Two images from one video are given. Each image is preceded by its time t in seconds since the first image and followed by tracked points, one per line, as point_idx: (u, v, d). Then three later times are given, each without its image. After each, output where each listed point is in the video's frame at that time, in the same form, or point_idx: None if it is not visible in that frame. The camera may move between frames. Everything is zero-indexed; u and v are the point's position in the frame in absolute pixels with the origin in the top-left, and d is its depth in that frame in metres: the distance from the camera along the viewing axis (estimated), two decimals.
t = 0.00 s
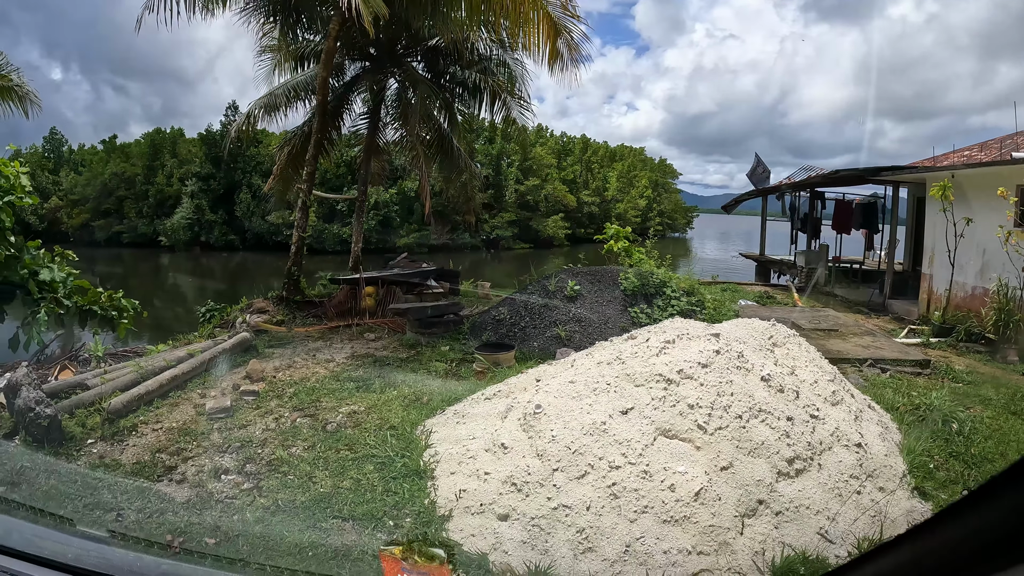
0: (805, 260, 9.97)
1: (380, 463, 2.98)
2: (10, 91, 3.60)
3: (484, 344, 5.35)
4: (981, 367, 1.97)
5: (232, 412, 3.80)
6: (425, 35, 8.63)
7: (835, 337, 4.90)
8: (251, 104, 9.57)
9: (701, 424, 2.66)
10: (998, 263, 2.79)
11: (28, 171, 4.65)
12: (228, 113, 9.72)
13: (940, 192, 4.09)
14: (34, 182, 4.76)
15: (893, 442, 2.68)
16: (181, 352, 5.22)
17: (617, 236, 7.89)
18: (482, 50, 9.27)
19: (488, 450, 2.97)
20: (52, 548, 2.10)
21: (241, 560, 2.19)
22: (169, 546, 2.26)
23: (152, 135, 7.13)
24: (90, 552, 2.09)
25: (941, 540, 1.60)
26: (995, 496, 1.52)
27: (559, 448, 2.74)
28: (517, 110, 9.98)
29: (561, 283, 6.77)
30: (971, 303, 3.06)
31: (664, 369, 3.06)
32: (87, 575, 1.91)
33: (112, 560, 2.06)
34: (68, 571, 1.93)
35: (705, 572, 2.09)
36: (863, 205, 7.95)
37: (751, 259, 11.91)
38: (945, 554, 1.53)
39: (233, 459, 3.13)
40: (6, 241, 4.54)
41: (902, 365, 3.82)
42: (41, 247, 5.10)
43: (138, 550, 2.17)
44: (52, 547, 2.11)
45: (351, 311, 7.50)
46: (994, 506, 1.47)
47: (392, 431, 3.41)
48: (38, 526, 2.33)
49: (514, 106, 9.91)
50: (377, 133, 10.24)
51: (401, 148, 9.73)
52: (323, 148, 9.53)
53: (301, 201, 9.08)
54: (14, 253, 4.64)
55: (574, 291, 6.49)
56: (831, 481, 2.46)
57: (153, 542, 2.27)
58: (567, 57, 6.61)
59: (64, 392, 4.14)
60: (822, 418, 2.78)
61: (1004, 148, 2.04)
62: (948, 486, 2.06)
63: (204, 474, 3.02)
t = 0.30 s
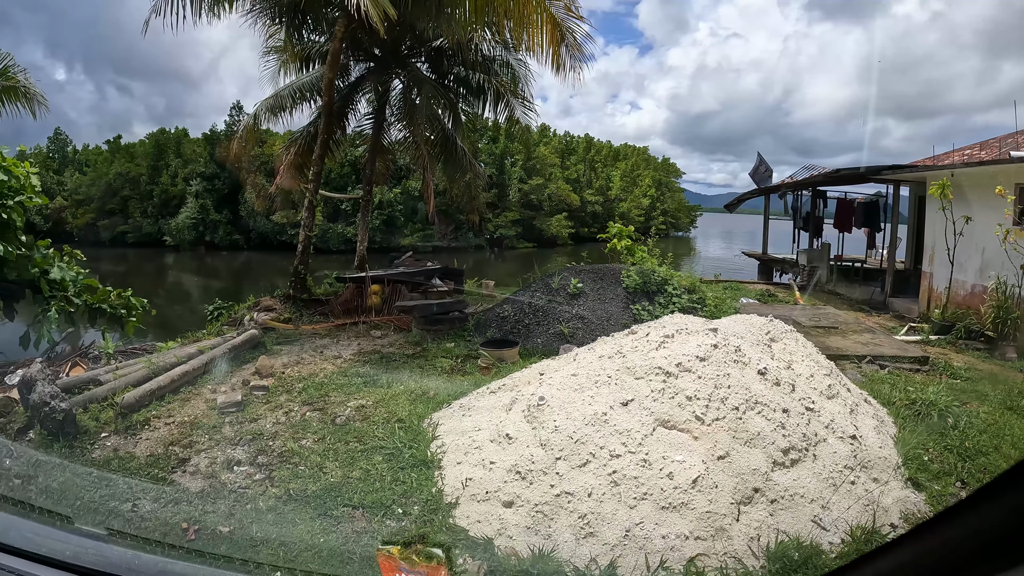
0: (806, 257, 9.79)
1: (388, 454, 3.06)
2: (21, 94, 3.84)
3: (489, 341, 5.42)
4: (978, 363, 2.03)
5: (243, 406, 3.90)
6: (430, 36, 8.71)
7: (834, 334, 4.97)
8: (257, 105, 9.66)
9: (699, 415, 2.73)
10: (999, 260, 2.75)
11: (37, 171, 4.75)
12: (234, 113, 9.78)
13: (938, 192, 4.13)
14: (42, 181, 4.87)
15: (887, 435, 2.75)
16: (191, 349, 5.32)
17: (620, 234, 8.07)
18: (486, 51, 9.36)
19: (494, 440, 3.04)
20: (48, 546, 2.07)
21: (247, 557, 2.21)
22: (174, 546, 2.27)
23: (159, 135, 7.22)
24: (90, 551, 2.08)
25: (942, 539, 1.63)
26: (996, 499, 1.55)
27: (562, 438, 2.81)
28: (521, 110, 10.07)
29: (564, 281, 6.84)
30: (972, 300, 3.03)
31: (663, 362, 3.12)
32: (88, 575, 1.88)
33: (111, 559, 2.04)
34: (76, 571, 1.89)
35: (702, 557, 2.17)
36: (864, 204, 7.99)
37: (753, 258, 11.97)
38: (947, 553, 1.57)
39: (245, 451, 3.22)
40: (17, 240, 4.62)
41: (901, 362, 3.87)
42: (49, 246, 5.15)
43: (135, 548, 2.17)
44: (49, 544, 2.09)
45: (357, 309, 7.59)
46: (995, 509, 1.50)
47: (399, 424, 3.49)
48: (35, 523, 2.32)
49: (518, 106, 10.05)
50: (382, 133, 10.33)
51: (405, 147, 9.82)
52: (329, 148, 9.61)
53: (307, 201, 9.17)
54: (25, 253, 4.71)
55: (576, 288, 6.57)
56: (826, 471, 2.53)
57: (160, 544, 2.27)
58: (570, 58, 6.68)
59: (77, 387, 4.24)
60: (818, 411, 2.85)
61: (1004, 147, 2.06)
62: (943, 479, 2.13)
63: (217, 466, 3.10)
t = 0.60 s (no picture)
0: (810, 257, 9.94)
1: (402, 443, 3.17)
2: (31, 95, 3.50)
3: (497, 336, 5.52)
4: (976, 359, 2.08)
5: (258, 399, 4.02)
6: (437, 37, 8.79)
7: (835, 331, 5.07)
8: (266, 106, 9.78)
9: (700, 404, 2.82)
10: (1000, 263, 2.65)
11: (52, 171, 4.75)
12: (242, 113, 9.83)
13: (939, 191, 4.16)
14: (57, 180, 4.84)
15: (883, 426, 2.85)
16: (205, 344, 5.45)
17: (625, 233, 8.15)
18: (492, 51, 9.46)
19: (504, 429, 3.14)
20: (47, 550, 2.02)
21: (263, 548, 2.28)
22: (175, 550, 2.19)
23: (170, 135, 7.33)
24: (78, 554, 2.02)
25: (937, 546, 1.52)
26: (987, 500, 1.43)
27: (570, 425, 2.90)
28: (526, 110, 10.19)
29: (569, 278, 6.95)
30: (971, 298, 3.09)
31: (666, 354, 3.22)
32: (80, 575, 1.87)
33: (100, 561, 2.00)
34: (42, 567, 1.90)
35: (703, 537, 2.25)
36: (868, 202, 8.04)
37: (757, 256, 12.03)
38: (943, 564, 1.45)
39: (262, 442, 3.34)
40: (32, 239, 4.67)
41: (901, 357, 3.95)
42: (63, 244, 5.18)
43: (125, 548, 2.13)
44: (42, 546, 2.05)
45: (367, 306, 7.67)
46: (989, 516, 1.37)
47: (412, 414, 3.60)
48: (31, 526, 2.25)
49: (523, 106, 10.17)
50: (389, 133, 10.45)
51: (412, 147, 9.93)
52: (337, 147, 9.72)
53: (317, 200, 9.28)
54: (38, 250, 4.71)
55: (582, 285, 6.67)
56: (824, 458, 2.62)
57: (156, 546, 2.19)
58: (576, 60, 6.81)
59: (96, 381, 4.38)
60: (816, 401, 2.94)
61: (1007, 144, 1.98)
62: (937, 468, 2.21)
63: (236, 455, 3.23)
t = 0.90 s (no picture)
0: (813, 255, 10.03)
1: (416, 432, 3.30)
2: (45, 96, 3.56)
3: (505, 331, 5.65)
4: (970, 353, 2.18)
5: (275, 392, 4.17)
6: (444, 39, 8.91)
7: (836, 328, 5.17)
8: (276, 106, 9.91)
9: (702, 394, 2.94)
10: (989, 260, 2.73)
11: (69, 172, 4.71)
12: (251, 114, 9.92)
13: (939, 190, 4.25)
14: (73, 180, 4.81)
15: (879, 417, 2.96)
16: (221, 339, 5.60)
17: (630, 232, 8.27)
18: (498, 52, 9.58)
19: (515, 417, 3.26)
20: (39, 553, 1.97)
21: (287, 532, 2.41)
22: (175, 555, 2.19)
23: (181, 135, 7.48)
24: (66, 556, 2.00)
25: (936, 545, 1.53)
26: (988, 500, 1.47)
27: (578, 414, 3.03)
28: (532, 110, 10.33)
29: (576, 275, 7.08)
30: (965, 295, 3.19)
31: (669, 346, 3.34)
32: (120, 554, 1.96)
33: (98, 564, 1.97)
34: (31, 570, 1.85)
35: (704, 518, 2.37)
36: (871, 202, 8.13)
37: (761, 255, 12.13)
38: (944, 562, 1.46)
39: (281, 432, 3.48)
40: (47, 237, 4.63)
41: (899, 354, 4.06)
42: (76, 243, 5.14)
43: (122, 552, 2.12)
44: (34, 547, 2.00)
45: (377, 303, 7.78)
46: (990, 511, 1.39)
47: (425, 405, 3.73)
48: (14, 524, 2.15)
49: (529, 106, 10.29)
50: (396, 132, 10.59)
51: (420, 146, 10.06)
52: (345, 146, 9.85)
53: (327, 199, 9.43)
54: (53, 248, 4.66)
55: (588, 283, 6.78)
56: (820, 446, 2.73)
57: (145, 548, 2.21)
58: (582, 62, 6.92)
59: (117, 375, 4.53)
60: (813, 392, 3.06)
61: (1005, 144, 1.93)
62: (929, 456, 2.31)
63: (256, 444, 3.37)
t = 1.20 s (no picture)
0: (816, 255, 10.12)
1: (428, 423, 3.43)
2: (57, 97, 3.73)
3: (513, 328, 5.78)
4: (967, 351, 2.27)
5: (289, 386, 4.32)
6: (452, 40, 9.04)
7: (836, 326, 5.28)
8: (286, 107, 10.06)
9: (702, 387, 3.05)
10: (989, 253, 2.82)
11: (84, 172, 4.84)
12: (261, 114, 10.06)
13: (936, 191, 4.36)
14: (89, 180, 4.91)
15: (873, 411, 3.07)
16: (235, 335, 5.76)
17: (635, 231, 8.39)
18: (505, 54, 9.71)
19: (523, 409, 3.39)
20: (30, 547, 2.02)
21: (308, 518, 2.55)
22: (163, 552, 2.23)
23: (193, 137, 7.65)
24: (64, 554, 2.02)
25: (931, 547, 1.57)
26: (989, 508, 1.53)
27: (583, 405, 3.16)
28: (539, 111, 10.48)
29: (581, 274, 7.20)
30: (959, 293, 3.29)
31: (670, 341, 3.45)
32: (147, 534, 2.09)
33: (90, 561, 2.01)
34: (20, 563, 1.90)
35: (702, 503, 2.49)
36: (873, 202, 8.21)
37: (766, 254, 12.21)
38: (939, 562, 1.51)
39: (296, 424, 3.63)
40: (64, 237, 4.73)
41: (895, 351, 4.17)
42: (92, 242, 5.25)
43: (115, 549, 2.17)
44: (29, 544, 2.05)
45: (386, 301, 7.94)
46: (988, 509, 1.49)
47: (436, 398, 3.87)
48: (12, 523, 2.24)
49: (535, 107, 10.43)
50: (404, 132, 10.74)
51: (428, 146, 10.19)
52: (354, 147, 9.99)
53: (337, 199, 9.58)
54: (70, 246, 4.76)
55: (594, 281, 6.90)
56: (814, 437, 2.85)
57: (140, 548, 2.24)
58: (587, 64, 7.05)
59: (135, 370, 4.69)
60: (808, 386, 3.17)
61: (1003, 146, 2.03)
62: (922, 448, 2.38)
63: (273, 435, 3.51)
